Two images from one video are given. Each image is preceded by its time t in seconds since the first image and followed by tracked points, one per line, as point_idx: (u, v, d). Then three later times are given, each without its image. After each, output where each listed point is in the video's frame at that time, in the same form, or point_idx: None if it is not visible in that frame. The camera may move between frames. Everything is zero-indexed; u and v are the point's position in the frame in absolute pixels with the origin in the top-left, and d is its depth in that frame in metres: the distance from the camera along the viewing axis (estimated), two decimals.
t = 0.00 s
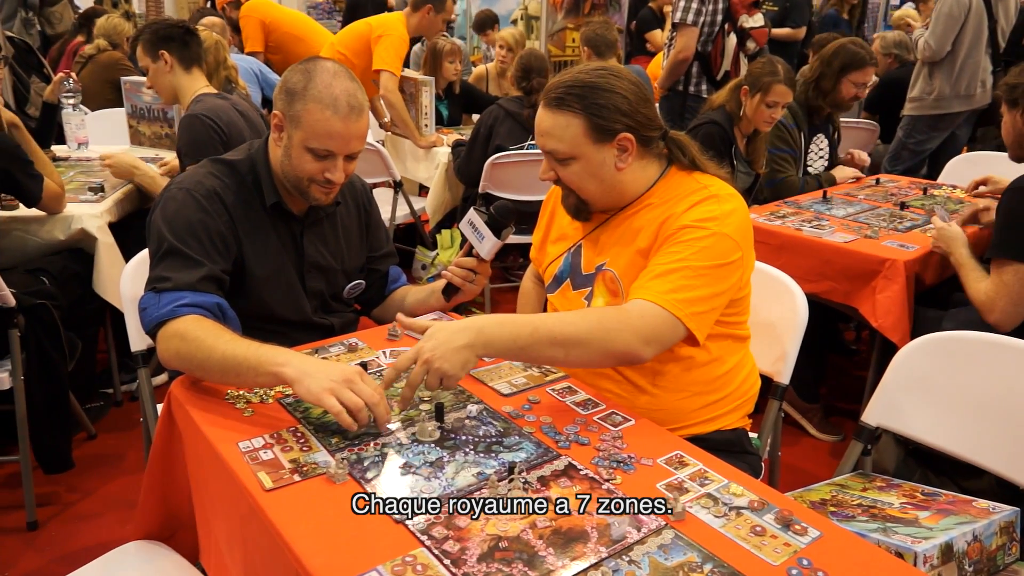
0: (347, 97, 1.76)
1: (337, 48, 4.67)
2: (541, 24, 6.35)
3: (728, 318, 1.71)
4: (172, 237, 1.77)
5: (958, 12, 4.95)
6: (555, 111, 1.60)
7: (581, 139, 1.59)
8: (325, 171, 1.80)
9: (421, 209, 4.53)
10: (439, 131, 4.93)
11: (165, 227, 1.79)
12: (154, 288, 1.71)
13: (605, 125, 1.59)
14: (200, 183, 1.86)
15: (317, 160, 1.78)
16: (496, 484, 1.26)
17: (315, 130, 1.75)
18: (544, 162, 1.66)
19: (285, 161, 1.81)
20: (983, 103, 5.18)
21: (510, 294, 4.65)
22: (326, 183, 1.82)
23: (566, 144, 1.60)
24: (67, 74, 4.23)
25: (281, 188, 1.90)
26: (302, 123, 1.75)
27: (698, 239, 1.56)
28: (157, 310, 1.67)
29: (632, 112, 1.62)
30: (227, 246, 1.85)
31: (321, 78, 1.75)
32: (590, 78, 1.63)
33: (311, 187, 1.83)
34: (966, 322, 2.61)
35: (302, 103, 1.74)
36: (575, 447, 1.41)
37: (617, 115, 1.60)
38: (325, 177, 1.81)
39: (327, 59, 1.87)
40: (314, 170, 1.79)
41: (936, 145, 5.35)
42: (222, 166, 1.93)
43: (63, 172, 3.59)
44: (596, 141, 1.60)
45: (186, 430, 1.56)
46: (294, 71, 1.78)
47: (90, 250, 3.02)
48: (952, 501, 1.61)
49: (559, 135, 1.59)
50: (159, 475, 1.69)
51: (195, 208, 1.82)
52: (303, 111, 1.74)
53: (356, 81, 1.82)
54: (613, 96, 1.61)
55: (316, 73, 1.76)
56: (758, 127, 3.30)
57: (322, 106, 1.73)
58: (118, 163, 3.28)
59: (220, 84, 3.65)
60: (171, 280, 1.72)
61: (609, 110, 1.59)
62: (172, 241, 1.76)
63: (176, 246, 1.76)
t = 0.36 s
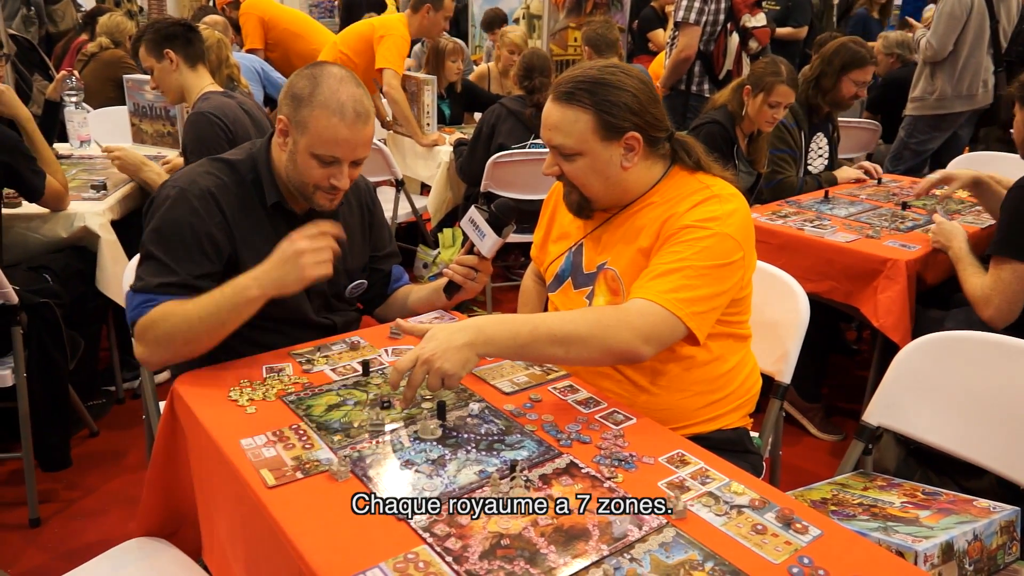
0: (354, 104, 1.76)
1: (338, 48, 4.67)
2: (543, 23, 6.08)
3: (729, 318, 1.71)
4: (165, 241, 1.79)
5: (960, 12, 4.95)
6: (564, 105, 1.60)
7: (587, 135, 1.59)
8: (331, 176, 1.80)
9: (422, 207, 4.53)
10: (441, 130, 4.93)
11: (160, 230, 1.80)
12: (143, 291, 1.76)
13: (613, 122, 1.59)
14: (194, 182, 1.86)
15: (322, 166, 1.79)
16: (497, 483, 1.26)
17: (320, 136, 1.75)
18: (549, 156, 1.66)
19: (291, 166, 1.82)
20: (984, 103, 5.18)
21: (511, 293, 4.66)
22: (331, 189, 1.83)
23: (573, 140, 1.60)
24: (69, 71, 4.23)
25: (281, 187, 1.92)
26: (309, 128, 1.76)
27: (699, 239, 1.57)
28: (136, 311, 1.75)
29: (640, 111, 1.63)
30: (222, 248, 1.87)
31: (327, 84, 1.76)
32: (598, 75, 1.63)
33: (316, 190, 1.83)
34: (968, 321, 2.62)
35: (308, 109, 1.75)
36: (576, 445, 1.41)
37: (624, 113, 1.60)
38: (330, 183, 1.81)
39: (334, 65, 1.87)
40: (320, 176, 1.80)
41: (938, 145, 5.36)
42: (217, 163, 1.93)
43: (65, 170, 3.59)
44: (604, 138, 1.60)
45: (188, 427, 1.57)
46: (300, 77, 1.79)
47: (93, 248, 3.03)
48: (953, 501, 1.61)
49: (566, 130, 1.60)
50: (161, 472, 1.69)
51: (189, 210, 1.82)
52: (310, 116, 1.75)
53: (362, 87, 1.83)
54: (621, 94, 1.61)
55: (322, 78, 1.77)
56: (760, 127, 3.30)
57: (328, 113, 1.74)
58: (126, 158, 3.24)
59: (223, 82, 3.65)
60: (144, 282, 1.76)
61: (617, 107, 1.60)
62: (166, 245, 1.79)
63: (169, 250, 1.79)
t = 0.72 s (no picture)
0: (344, 93, 1.78)
1: (344, 52, 4.66)
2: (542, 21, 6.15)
3: (729, 315, 1.71)
4: (162, 244, 1.82)
5: (959, 9, 4.94)
6: (568, 100, 1.61)
7: (589, 131, 1.59)
8: (342, 168, 1.82)
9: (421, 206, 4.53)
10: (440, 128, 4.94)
11: (156, 232, 1.83)
12: (148, 295, 1.82)
13: (615, 118, 1.59)
14: (187, 182, 1.87)
15: (331, 161, 1.80)
16: (497, 481, 1.26)
17: (323, 133, 1.76)
18: (551, 151, 1.66)
19: (296, 169, 1.83)
20: (983, 100, 5.19)
21: (511, 292, 4.66)
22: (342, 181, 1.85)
23: (575, 135, 1.60)
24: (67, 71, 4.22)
25: (274, 185, 1.92)
26: (308, 130, 1.76)
27: (699, 236, 1.57)
28: (150, 319, 1.82)
29: (642, 107, 1.63)
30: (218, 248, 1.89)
31: (310, 81, 1.76)
32: (601, 70, 1.64)
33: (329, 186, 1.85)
34: (967, 319, 2.62)
35: (302, 110, 1.75)
36: (576, 443, 1.41)
37: (627, 109, 1.60)
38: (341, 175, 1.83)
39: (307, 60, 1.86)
40: (331, 171, 1.82)
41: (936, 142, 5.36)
42: (210, 162, 1.93)
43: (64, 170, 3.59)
44: (607, 133, 1.60)
45: (188, 427, 1.57)
46: (282, 80, 1.78)
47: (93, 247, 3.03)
48: (952, 497, 1.62)
49: (568, 124, 1.60)
50: (162, 472, 1.70)
51: (182, 211, 1.84)
52: (309, 118, 1.75)
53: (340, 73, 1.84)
54: (624, 89, 1.61)
55: (304, 78, 1.76)
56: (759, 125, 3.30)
57: (325, 108, 1.75)
58: (127, 156, 3.23)
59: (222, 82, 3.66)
60: (157, 288, 1.81)
61: (620, 103, 1.60)
62: (163, 248, 1.82)
63: (166, 252, 1.82)
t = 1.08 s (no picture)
0: (328, 80, 1.79)
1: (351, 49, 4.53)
2: (541, 22, 6.12)
3: (729, 314, 1.71)
4: (166, 242, 1.82)
5: (957, 10, 4.94)
6: (559, 115, 1.60)
7: (585, 141, 1.59)
8: (343, 155, 1.82)
9: (421, 206, 4.53)
10: (439, 128, 4.93)
11: (159, 230, 1.82)
12: (154, 293, 1.81)
13: (610, 127, 1.59)
14: (188, 180, 1.87)
15: (332, 151, 1.81)
16: (498, 482, 1.26)
17: (319, 124, 1.77)
18: (549, 164, 1.66)
19: (297, 163, 1.83)
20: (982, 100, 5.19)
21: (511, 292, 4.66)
22: (345, 167, 1.86)
23: (571, 147, 1.60)
24: (67, 71, 4.23)
25: (273, 183, 1.92)
26: (304, 128, 1.77)
27: (698, 233, 1.57)
28: (159, 317, 1.81)
29: (636, 112, 1.62)
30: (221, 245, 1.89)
31: (293, 76, 1.77)
32: (591, 81, 1.63)
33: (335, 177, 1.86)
34: (966, 319, 2.62)
35: (295, 108, 1.76)
36: (576, 444, 1.41)
37: (621, 116, 1.60)
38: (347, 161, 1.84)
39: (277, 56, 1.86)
40: (335, 161, 1.82)
41: (936, 143, 5.37)
42: (209, 161, 1.93)
43: (63, 170, 3.59)
44: (601, 143, 1.60)
45: (188, 427, 1.57)
46: (266, 82, 1.78)
47: (91, 247, 3.03)
48: (952, 498, 1.62)
49: (563, 137, 1.59)
50: (161, 473, 1.69)
51: (184, 209, 1.84)
52: (303, 114, 1.76)
53: (316, 60, 1.84)
54: (616, 98, 1.60)
55: (286, 76, 1.76)
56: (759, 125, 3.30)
57: (316, 100, 1.76)
58: (133, 143, 3.20)
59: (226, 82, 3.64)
60: (164, 287, 1.80)
61: (613, 112, 1.59)
62: (167, 245, 1.82)
63: (170, 250, 1.81)
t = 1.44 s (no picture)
0: (329, 78, 1.80)
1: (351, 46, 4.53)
2: (542, 21, 6.11)
3: (731, 314, 1.71)
4: (165, 235, 1.81)
5: (959, 10, 4.94)
6: (557, 117, 1.60)
7: (584, 142, 1.59)
8: (346, 152, 1.84)
9: (421, 206, 4.53)
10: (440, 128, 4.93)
11: (159, 223, 1.82)
12: (151, 289, 1.78)
13: (608, 128, 1.59)
14: (187, 174, 1.87)
15: (334, 148, 1.82)
16: (498, 482, 1.25)
17: (321, 121, 1.78)
18: (548, 166, 1.66)
19: (298, 164, 1.83)
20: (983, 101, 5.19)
21: (511, 291, 4.66)
22: (348, 164, 1.87)
23: (570, 149, 1.60)
24: (67, 70, 4.23)
25: (271, 181, 1.92)
26: (307, 127, 1.78)
27: (700, 234, 1.57)
28: (158, 315, 1.77)
29: (633, 112, 1.62)
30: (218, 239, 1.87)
31: (294, 73, 1.78)
32: (589, 82, 1.62)
33: (337, 175, 1.87)
34: (967, 320, 2.61)
35: (296, 106, 1.77)
36: (577, 444, 1.41)
37: (618, 117, 1.60)
38: (347, 159, 1.85)
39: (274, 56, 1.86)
40: (336, 158, 1.83)
41: (937, 143, 5.36)
42: (207, 156, 1.94)
43: (64, 169, 3.59)
44: (600, 144, 1.60)
45: (187, 426, 1.56)
46: (266, 81, 1.79)
47: (91, 246, 3.02)
48: (953, 499, 1.61)
49: (563, 139, 1.59)
50: (160, 473, 1.69)
51: (183, 202, 1.84)
52: (304, 113, 1.77)
53: (316, 57, 1.85)
54: (612, 98, 1.60)
55: (286, 75, 1.78)
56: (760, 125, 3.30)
57: (317, 99, 1.78)
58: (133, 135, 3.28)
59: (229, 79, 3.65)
60: (167, 282, 1.78)
61: (610, 112, 1.59)
62: (166, 238, 1.81)
63: (169, 245, 1.80)
